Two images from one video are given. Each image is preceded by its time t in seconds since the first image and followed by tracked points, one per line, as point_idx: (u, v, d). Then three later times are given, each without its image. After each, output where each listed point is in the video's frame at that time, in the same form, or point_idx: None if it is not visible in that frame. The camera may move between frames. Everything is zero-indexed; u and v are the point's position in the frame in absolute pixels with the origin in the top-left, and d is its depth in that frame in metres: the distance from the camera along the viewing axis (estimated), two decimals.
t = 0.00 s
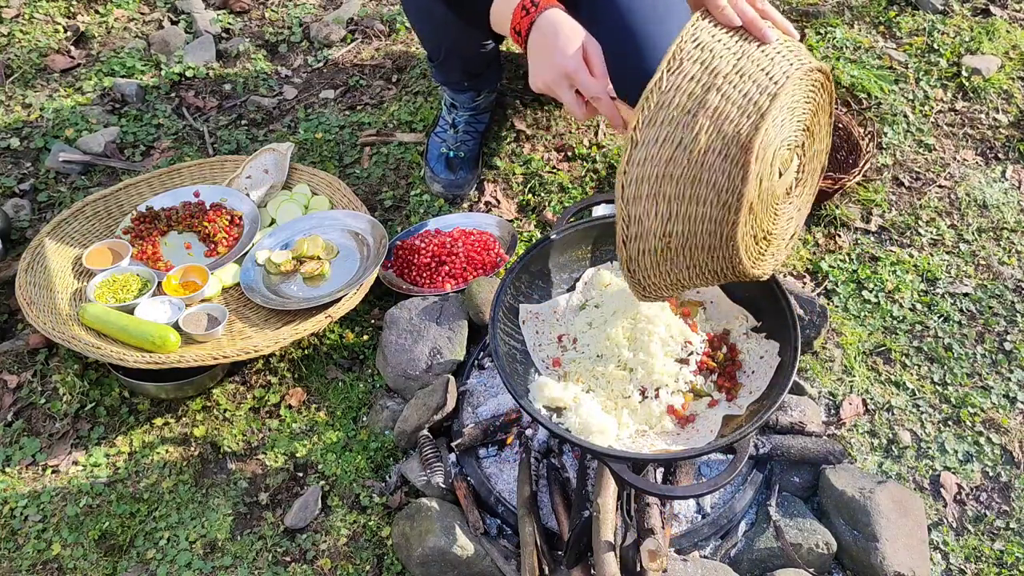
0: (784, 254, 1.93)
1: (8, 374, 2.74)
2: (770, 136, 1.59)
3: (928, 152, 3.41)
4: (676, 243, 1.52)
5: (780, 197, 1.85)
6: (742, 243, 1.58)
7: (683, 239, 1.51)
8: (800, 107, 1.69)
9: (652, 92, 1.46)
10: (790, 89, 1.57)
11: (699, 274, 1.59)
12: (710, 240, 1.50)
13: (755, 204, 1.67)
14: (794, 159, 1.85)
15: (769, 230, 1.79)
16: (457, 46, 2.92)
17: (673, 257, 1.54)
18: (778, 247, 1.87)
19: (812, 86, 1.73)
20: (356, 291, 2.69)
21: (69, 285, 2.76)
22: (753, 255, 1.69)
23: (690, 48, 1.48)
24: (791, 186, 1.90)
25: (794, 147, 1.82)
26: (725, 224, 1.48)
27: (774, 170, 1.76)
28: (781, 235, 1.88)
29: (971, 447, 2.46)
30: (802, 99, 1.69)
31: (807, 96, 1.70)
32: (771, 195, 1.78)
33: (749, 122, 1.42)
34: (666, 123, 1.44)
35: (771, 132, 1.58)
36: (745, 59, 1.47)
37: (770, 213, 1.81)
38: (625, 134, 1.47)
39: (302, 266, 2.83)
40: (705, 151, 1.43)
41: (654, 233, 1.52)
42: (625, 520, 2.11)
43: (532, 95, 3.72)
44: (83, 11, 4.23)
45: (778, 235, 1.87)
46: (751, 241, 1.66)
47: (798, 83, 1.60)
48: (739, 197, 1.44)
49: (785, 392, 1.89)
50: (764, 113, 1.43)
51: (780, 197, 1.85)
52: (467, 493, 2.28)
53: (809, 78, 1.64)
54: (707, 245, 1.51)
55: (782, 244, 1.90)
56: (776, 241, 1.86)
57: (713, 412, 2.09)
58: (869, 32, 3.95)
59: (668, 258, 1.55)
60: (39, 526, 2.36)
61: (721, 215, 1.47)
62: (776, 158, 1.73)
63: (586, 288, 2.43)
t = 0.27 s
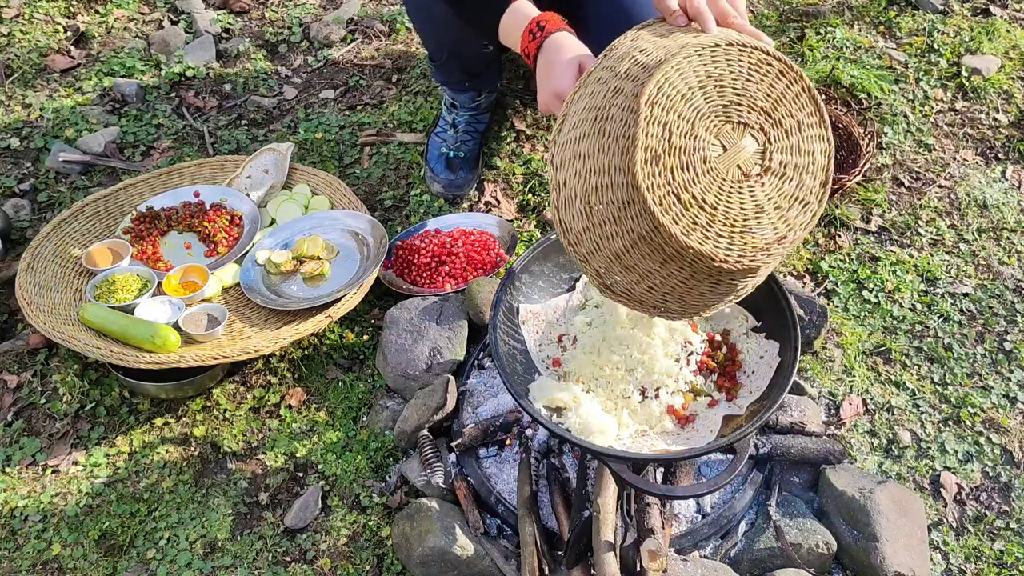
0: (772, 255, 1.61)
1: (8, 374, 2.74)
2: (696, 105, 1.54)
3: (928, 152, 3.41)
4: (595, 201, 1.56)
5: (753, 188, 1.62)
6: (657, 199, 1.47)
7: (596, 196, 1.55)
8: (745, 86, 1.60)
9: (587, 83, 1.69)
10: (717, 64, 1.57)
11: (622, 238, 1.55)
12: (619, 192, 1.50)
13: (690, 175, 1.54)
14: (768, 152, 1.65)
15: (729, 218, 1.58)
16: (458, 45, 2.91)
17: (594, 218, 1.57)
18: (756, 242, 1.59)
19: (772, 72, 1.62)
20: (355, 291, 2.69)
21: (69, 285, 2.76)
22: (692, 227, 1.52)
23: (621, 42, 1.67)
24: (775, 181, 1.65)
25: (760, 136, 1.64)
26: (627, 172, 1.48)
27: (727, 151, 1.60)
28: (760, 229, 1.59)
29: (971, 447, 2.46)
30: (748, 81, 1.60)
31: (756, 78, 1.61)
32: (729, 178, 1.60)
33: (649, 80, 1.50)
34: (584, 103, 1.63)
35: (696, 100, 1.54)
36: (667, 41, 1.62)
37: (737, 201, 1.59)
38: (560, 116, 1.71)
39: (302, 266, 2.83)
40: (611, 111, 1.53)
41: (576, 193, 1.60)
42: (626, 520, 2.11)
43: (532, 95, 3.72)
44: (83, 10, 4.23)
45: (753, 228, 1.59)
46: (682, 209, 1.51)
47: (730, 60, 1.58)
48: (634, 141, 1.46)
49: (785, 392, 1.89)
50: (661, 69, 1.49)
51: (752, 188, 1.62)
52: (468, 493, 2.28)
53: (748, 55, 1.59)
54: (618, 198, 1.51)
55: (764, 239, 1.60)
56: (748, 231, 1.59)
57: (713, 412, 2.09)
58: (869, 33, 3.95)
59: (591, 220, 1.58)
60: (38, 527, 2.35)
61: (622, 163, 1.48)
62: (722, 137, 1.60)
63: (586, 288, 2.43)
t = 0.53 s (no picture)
0: (751, 247, 1.54)
1: (8, 374, 2.73)
2: (694, 92, 1.59)
3: (928, 152, 3.41)
4: (585, 165, 1.60)
5: (739, 182, 1.60)
6: (642, 161, 1.47)
7: (586, 159, 1.59)
8: (743, 88, 1.64)
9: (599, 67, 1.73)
10: (721, 61, 1.63)
11: (605, 201, 1.56)
12: (608, 153, 1.53)
13: (679, 152, 1.54)
14: (757, 154, 1.64)
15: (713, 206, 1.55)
16: (451, 44, 2.90)
17: (581, 181, 1.60)
18: (735, 231, 1.54)
19: (769, 84, 1.66)
20: (356, 291, 2.69)
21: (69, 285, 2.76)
22: (673, 199, 1.49)
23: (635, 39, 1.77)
24: (761, 182, 1.62)
25: (750, 138, 1.64)
26: (619, 135, 1.51)
27: (716, 142, 1.61)
28: (740, 220, 1.55)
29: (971, 447, 2.46)
30: (746, 84, 1.65)
31: (755, 82, 1.65)
32: (717, 166, 1.59)
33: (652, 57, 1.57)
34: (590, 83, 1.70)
35: (694, 87, 1.59)
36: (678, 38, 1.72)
37: (722, 189, 1.57)
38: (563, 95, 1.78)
39: (302, 266, 2.83)
40: (612, 83, 1.59)
41: (568, 159, 1.65)
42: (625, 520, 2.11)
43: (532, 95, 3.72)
44: (83, 10, 4.23)
45: (734, 218, 1.55)
46: (665, 178, 1.49)
47: (732, 59, 1.64)
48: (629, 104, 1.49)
49: (785, 392, 1.89)
50: (668, 52, 1.58)
51: (738, 181, 1.60)
52: (468, 493, 2.28)
53: (750, 60, 1.65)
54: (606, 159, 1.54)
55: (743, 231, 1.55)
56: (729, 220, 1.55)
57: (713, 412, 2.09)
58: (869, 33, 3.95)
59: (579, 183, 1.61)
60: (38, 527, 2.35)
61: (616, 127, 1.52)
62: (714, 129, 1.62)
63: (586, 288, 2.43)
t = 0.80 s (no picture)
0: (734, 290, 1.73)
1: (8, 374, 2.74)
2: (724, 136, 1.58)
3: (928, 152, 3.41)
4: (602, 191, 1.58)
5: (743, 229, 1.71)
6: (658, 213, 1.52)
7: (605, 187, 1.57)
8: (773, 132, 1.63)
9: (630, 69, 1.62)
10: (761, 104, 1.59)
11: (616, 233, 1.59)
12: (626, 192, 1.53)
13: (693, 201, 1.59)
14: (766, 200, 1.73)
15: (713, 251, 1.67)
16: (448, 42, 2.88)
17: (594, 207, 1.60)
18: (725, 276, 1.70)
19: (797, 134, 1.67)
20: (356, 291, 2.69)
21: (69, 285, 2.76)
22: (677, 249, 1.58)
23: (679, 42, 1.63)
24: (761, 227, 1.74)
25: (763, 182, 1.70)
26: (642, 182, 1.51)
27: (732, 186, 1.66)
28: (732, 266, 1.71)
29: (971, 447, 2.46)
30: (778, 127, 1.64)
31: (787, 126, 1.65)
32: (723, 212, 1.67)
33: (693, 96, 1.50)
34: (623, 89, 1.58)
35: (726, 133, 1.57)
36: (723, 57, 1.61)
37: (724, 237, 1.68)
38: (589, 94, 1.66)
39: (302, 266, 2.83)
40: (648, 114, 1.52)
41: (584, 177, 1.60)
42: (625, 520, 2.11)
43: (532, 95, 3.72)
44: (83, 10, 4.23)
45: (729, 262, 1.70)
46: (675, 229, 1.56)
47: (772, 101, 1.60)
48: (659, 155, 1.49)
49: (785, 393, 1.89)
50: (712, 93, 1.51)
51: (742, 228, 1.71)
52: (468, 493, 2.28)
53: (789, 105, 1.62)
54: (624, 199, 1.54)
55: (731, 276, 1.72)
56: (722, 265, 1.69)
57: (713, 412, 2.09)
58: (869, 33, 3.95)
59: (592, 205, 1.60)
60: (38, 526, 2.35)
61: (640, 169, 1.51)
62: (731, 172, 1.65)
63: (586, 288, 2.43)
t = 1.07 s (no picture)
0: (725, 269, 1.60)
1: (8, 374, 2.73)
2: (705, 105, 1.49)
3: (928, 152, 3.41)
4: (580, 158, 1.56)
5: (734, 205, 1.58)
6: (629, 180, 1.48)
7: (582, 154, 1.55)
8: (764, 103, 1.51)
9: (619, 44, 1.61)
10: (745, 73, 1.50)
11: (593, 204, 1.56)
12: (601, 160, 1.50)
13: (671, 171, 1.51)
14: (759, 174, 1.59)
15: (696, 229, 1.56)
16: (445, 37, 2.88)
17: (575, 174, 1.57)
18: (714, 252, 1.58)
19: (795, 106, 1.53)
20: (356, 291, 2.69)
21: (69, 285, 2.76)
22: (653, 219, 1.51)
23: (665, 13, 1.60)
24: (755, 204, 1.60)
25: (758, 156, 1.57)
26: (614, 146, 1.48)
27: (721, 159, 1.55)
28: (720, 243, 1.58)
29: (971, 447, 2.46)
30: (773, 97, 1.52)
31: (781, 97, 1.52)
32: (712, 186, 1.56)
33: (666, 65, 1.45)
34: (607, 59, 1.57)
35: (708, 101, 1.49)
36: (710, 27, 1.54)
37: (710, 211, 1.56)
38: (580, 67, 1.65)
39: (302, 266, 2.83)
40: (625, 80, 1.50)
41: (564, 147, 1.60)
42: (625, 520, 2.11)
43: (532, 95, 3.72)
44: (83, 10, 4.23)
45: (716, 240, 1.58)
46: (650, 199, 1.50)
47: (759, 70, 1.50)
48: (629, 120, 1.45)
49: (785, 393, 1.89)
50: (686, 60, 1.46)
51: (732, 204, 1.58)
52: (468, 493, 2.28)
53: (779, 73, 1.50)
54: (598, 164, 1.51)
55: (720, 254, 1.59)
56: (708, 242, 1.57)
57: (713, 412, 2.09)
58: (869, 33, 3.95)
59: (571, 175, 1.58)
60: (38, 526, 2.35)
61: (613, 134, 1.48)
62: (717, 144, 1.55)
63: (586, 288, 2.43)
